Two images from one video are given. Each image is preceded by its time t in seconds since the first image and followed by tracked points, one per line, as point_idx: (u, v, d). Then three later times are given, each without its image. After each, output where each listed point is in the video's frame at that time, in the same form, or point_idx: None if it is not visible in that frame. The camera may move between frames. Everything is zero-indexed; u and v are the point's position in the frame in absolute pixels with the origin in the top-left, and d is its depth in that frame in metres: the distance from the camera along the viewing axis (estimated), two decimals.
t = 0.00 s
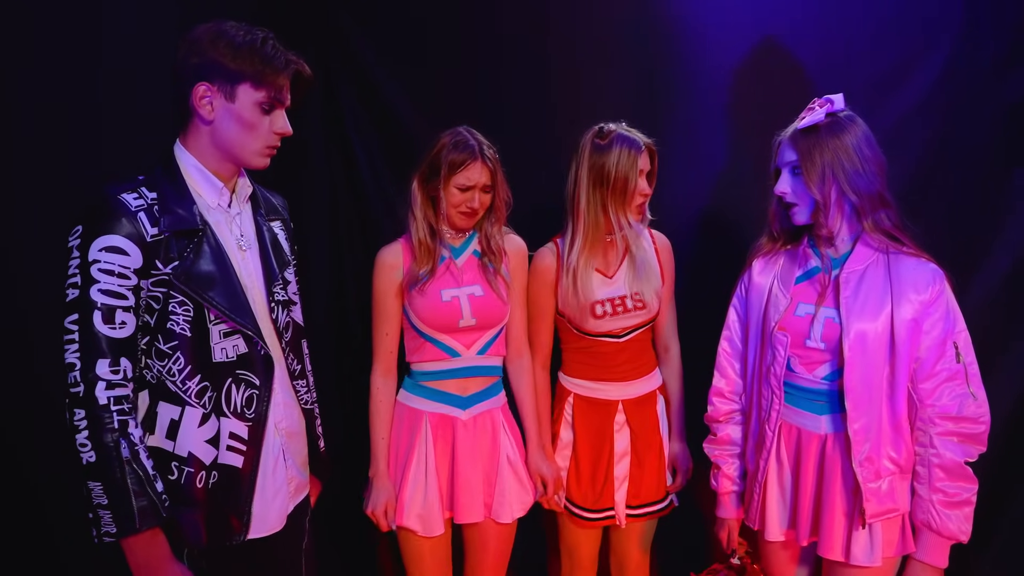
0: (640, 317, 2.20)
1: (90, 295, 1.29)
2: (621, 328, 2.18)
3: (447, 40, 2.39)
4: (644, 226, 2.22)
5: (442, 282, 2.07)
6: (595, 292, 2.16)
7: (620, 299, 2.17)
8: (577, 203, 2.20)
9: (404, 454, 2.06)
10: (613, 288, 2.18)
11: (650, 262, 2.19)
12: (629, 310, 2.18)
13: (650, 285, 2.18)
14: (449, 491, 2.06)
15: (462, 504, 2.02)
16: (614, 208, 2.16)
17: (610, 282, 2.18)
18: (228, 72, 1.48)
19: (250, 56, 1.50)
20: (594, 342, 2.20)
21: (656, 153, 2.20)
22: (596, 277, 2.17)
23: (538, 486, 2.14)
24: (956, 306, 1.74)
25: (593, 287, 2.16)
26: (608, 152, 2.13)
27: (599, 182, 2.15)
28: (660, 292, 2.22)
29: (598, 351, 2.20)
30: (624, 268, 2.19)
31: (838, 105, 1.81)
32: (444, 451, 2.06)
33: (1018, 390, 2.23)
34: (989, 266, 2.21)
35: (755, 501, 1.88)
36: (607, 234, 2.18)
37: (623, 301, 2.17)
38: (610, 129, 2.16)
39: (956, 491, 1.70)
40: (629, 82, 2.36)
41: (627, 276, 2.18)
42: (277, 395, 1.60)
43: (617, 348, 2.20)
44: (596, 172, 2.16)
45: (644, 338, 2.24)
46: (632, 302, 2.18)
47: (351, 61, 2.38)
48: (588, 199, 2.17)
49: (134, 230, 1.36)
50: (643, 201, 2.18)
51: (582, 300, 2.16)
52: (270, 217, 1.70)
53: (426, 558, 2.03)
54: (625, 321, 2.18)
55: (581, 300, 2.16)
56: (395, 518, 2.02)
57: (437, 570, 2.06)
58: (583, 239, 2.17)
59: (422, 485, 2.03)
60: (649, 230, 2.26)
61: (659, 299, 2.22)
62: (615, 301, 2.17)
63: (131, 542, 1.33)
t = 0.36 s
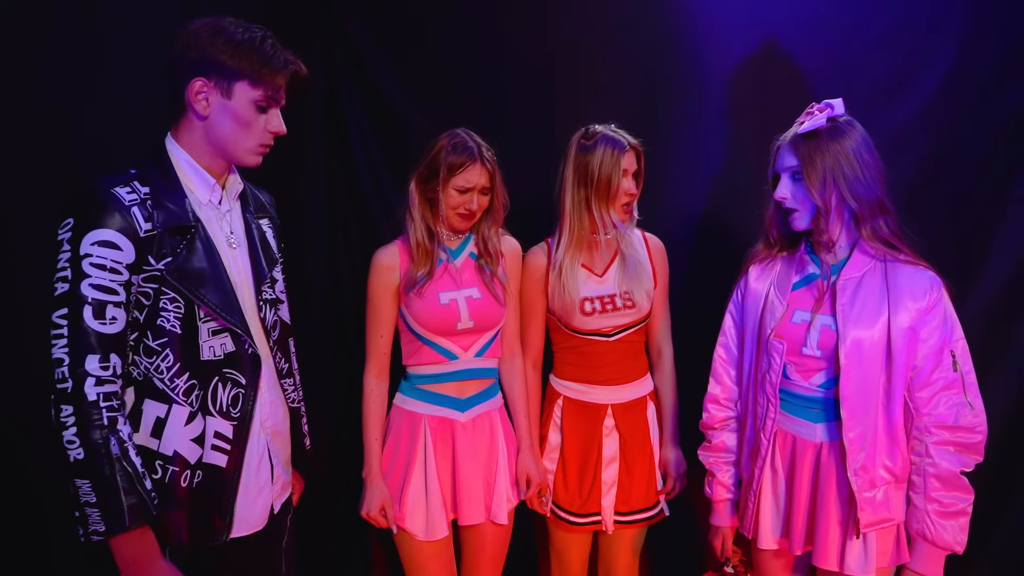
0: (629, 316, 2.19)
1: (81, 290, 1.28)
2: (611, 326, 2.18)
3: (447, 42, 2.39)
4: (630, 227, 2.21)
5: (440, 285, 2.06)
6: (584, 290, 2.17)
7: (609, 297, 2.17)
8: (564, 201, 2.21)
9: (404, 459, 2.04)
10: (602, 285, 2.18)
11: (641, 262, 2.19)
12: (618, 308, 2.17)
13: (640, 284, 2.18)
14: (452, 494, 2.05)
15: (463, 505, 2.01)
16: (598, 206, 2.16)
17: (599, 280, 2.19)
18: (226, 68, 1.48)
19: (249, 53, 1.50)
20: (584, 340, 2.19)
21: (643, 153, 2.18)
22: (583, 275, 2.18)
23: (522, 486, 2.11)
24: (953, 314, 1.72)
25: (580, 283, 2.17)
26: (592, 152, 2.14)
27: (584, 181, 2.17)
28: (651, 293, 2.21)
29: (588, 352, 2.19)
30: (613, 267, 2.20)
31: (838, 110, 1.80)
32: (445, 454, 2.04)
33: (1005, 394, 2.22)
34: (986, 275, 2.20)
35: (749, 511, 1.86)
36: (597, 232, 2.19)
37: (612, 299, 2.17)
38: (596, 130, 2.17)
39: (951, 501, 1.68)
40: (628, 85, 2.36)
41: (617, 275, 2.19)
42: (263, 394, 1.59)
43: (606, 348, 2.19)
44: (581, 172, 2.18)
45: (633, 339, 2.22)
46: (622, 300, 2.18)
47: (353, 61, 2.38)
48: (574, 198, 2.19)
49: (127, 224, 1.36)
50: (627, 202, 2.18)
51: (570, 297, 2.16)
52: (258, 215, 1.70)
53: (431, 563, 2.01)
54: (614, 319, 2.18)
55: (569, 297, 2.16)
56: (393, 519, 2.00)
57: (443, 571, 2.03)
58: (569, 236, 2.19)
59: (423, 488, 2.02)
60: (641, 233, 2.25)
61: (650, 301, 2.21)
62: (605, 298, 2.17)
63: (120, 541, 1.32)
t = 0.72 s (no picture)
0: (617, 313, 2.17)
1: (62, 302, 1.24)
2: (599, 322, 2.16)
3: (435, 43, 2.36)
4: (616, 227, 2.19)
5: (429, 286, 2.02)
6: (572, 285, 2.15)
7: (597, 293, 2.15)
8: (552, 199, 2.20)
9: (392, 461, 2.01)
10: (590, 282, 2.16)
11: (631, 260, 2.17)
12: (606, 305, 2.15)
13: (630, 282, 2.15)
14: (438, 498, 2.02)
15: (451, 509, 1.98)
16: (580, 205, 2.15)
17: (588, 276, 2.17)
18: (208, 76, 1.44)
19: (233, 60, 1.47)
20: (571, 337, 2.18)
21: (626, 155, 2.16)
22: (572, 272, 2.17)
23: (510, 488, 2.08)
24: (950, 310, 1.71)
25: (568, 278, 2.16)
26: (574, 153, 2.14)
27: (567, 181, 2.17)
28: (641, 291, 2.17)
29: (578, 351, 2.18)
30: (602, 266, 2.18)
31: (832, 107, 1.79)
32: (433, 457, 2.01)
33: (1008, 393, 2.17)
34: (978, 273, 2.17)
35: (749, 509, 1.85)
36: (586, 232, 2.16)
37: (601, 295, 2.15)
38: (579, 132, 2.17)
39: (951, 498, 1.67)
40: (619, 86, 2.34)
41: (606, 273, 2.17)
42: (249, 403, 1.54)
43: (598, 344, 2.17)
44: (564, 171, 2.18)
45: (623, 337, 2.19)
46: (611, 297, 2.16)
47: (340, 63, 2.35)
48: (557, 196, 2.19)
49: (110, 234, 1.31)
50: (611, 201, 2.15)
51: (559, 294, 2.14)
52: (240, 223, 1.65)
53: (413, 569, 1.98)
54: (601, 316, 2.16)
55: (557, 293, 2.14)
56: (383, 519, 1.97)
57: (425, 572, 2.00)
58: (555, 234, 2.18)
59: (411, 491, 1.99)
60: (632, 233, 2.23)
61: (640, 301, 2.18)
62: (593, 295, 2.15)
63: (102, 558, 1.27)
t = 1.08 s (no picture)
0: (615, 313, 2.16)
1: (68, 312, 1.21)
2: (597, 322, 2.16)
3: (430, 46, 2.34)
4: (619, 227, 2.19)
5: (428, 291, 2.01)
6: (569, 284, 2.16)
7: (596, 293, 2.15)
8: (550, 198, 2.21)
9: (392, 464, 1.99)
10: (590, 281, 2.17)
11: (631, 259, 2.17)
12: (604, 305, 2.15)
13: (630, 282, 2.14)
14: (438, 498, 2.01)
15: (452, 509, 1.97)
16: (568, 201, 2.18)
17: (588, 277, 2.17)
18: (201, 79, 1.42)
19: (225, 63, 1.44)
20: (570, 336, 2.18)
21: (612, 149, 2.17)
22: (572, 272, 2.17)
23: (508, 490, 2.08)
24: (957, 298, 1.73)
25: (566, 276, 2.16)
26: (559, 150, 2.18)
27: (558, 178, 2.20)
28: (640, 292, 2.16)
29: (575, 350, 2.18)
30: (602, 266, 2.18)
31: (836, 99, 1.80)
32: (433, 458, 2.00)
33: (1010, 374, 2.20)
34: (976, 258, 2.20)
35: (761, 501, 1.86)
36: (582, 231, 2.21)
37: (599, 294, 2.15)
38: (568, 129, 2.20)
39: (962, 486, 1.68)
40: (614, 80, 2.34)
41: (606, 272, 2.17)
42: (260, 408, 1.53)
43: (596, 343, 2.17)
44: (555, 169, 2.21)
45: (623, 337, 2.19)
46: (609, 297, 2.15)
47: (338, 66, 2.34)
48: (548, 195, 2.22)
49: (113, 241, 1.29)
50: (597, 196, 2.14)
51: (555, 292, 2.15)
52: (241, 227, 1.64)
53: (412, 571, 1.97)
54: (598, 316, 2.15)
55: (556, 291, 2.15)
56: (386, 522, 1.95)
57: None
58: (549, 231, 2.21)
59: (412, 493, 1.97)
60: (635, 234, 2.22)
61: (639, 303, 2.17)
62: (592, 294, 2.15)
63: (126, 569, 1.26)
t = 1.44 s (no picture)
0: (600, 320, 2.14)
1: (59, 326, 1.17)
2: (581, 328, 2.14)
3: (412, 50, 2.33)
4: (610, 234, 2.16)
5: (422, 298, 1.98)
6: (554, 288, 2.15)
7: (581, 299, 2.14)
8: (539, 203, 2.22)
9: (387, 473, 1.96)
10: (575, 286, 2.15)
11: (621, 267, 2.15)
12: (589, 311, 2.14)
13: (615, 289, 2.13)
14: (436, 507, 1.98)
15: (449, 517, 1.94)
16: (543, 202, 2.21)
17: (574, 282, 2.16)
18: (187, 85, 1.38)
19: (211, 69, 1.40)
20: (556, 340, 2.17)
21: (584, 152, 2.11)
22: (559, 276, 2.16)
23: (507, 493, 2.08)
24: (948, 288, 1.74)
25: (552, 280, 2.16)
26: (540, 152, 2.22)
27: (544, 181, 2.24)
28: (625, 305, 2.14)
29: (561, 354, 2.17)
30: (589, 271, 2.17)
31: (827, 94, 1.82)
32: (428, 468, 1.96)
33: (1000, 357, 2.26)
34: (958, 249, 2.23)
35: (762, 497, 1.87)
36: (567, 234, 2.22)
37: (584, 301, 2.14)
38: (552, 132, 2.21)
39: (960, 476, 1.70)
40: (598, 81, 2.34)
41: (593, 279, 2.15)
42: (259, 419, 1.51)
43: (575, 350, 2.15)
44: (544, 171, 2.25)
45: (607, 343, 2.16)
46: (594, 304, 2.14)
47: (319, 74, 2.30)
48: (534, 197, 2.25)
49: (102, 251, 1.24)
50: (561, 199, 2.12)
51: (538, 294, 2.15)
52: (234, 234, 1.61)
53: None
54: (583, 322, 2.14)
55: (539, 293, 2.14)
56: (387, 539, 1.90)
57: None
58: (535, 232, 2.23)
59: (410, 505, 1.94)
60: (628, 239, 2.20)
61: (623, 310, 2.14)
62: (576, 299, 2.14)
63: None
